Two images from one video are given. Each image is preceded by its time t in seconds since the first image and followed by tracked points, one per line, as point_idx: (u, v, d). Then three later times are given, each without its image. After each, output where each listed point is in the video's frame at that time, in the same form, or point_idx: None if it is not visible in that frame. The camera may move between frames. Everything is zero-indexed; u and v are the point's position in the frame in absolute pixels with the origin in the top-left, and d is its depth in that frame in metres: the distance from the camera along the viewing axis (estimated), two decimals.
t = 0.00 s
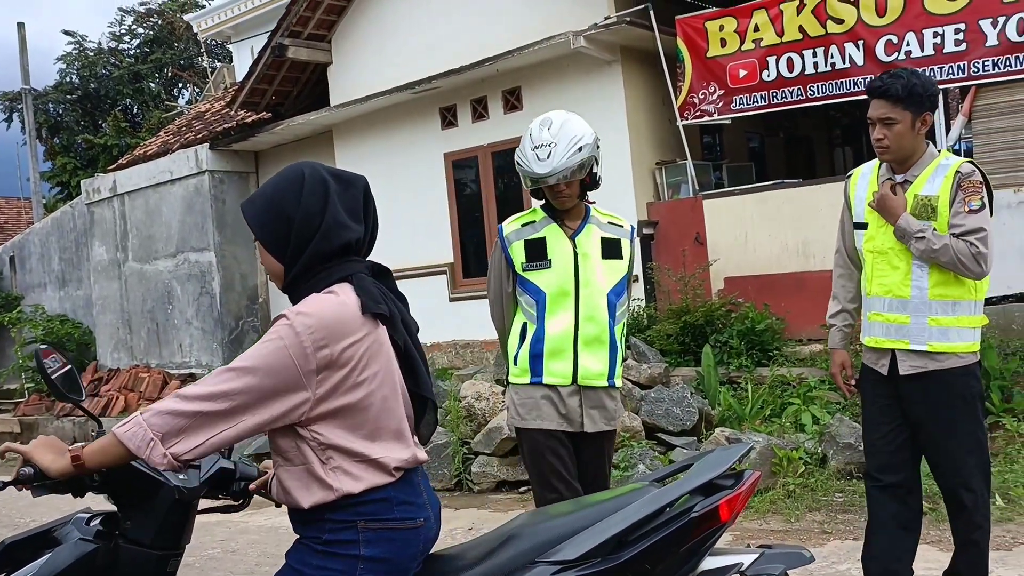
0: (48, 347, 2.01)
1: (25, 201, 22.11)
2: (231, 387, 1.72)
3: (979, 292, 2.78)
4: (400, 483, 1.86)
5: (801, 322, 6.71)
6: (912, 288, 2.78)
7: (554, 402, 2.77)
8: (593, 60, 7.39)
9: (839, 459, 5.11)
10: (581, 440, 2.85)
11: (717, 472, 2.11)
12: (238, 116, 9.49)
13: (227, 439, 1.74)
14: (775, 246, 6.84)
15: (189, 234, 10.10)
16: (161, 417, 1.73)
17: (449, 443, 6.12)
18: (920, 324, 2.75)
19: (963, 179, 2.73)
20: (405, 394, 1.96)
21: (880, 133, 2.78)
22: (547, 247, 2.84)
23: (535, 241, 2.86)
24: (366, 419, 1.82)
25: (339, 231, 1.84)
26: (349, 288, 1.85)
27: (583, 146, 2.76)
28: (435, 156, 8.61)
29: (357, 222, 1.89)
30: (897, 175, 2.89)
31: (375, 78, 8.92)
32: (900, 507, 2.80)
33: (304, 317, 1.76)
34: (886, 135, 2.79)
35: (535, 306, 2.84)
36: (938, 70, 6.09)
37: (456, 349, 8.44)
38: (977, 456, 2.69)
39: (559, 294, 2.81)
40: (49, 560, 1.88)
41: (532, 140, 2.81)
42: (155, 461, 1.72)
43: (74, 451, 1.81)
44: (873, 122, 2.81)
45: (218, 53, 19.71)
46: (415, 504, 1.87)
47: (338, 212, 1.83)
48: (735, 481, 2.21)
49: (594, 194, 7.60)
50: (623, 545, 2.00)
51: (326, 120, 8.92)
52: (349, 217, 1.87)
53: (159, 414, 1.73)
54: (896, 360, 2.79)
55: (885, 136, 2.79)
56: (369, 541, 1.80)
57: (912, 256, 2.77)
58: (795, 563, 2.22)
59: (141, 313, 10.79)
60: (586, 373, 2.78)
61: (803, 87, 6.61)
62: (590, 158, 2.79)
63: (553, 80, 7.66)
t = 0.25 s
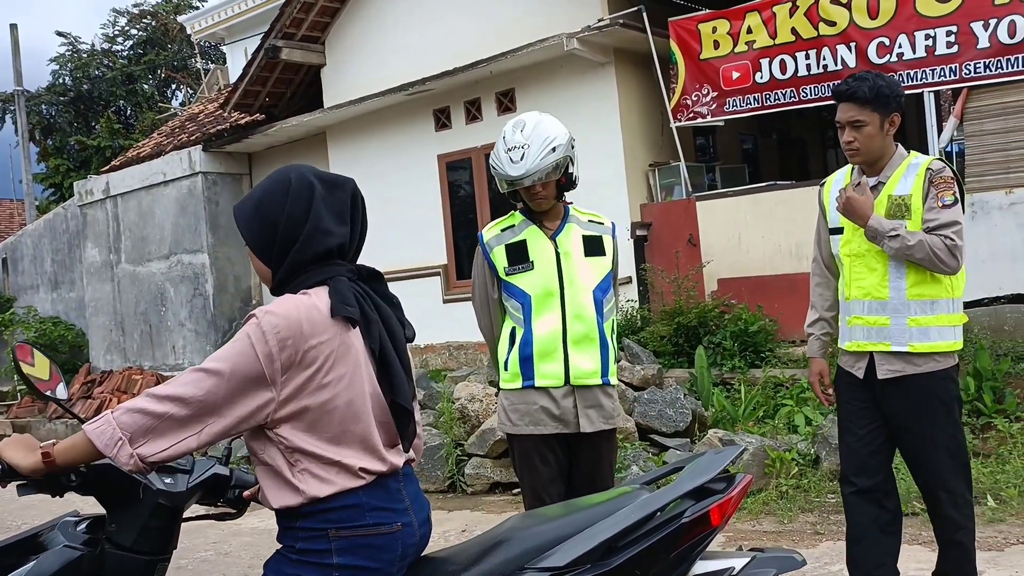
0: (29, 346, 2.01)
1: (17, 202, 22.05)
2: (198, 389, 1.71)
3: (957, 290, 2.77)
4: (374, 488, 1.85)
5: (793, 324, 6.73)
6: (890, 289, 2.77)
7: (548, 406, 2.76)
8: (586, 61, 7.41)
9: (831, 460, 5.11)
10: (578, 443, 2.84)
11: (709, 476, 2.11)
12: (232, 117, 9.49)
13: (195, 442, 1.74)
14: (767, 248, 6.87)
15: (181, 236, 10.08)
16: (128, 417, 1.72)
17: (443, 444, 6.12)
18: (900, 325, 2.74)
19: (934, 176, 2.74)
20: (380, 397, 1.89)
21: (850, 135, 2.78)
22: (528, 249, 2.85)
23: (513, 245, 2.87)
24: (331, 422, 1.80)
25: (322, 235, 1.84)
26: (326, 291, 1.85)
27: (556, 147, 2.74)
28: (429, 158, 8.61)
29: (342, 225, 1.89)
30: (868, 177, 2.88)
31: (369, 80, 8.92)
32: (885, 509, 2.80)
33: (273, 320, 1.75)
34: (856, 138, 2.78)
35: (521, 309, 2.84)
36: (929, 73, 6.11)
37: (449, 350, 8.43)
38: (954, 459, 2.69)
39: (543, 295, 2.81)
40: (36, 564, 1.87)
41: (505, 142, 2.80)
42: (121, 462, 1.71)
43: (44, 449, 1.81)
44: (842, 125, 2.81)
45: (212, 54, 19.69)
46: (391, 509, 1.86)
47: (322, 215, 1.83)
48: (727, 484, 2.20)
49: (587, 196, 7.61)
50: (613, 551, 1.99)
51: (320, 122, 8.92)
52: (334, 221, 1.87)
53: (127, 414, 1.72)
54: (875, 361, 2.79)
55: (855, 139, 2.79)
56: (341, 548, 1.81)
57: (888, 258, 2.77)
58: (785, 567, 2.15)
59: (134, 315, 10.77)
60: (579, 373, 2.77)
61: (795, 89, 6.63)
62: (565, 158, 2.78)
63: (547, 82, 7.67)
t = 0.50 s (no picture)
0: (23, 347, 2.01)
1: (11, 204, 22.00)
2: (190, 396, 1.71)
3: (915, 284, 2.73)
4: (370, 493, 1.85)
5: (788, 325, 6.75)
6: (851, 282, 2.76)
7: (529, 411, 2.79)
8: (581, 63, 7.41)
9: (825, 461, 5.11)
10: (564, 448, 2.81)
11: (703, 478, 2.11)
12: (226, 119, 9.48)
13: (186, 450, 1.73)
14: (762, 250, 6.85)
15: (176, 237, 10.07)
16: (119, 424, 1.71)
17: (438, 446, 6.11)
18: (862, 318, 2.72)
19: (892, 170, 2.73)
20: (370, 400, 1.90)
21: (819, 138, 2.78)
22: (505, 255, 2.86)
23: (492, 252, 2.90)
24: (326, 427, 1.80)
25: (308, 239, 1.85)
26: (316, 294, 1.85)
27: (518, 152, 2.70)
28: (423, 159, 8.60)
29: (328, 226, 1.88)
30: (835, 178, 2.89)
31: (364, 81, 8.92)
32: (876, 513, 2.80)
33: (265, 326, 1.75)
34: (826, 141, 2.79)
35: (501, 316, 2.86)
36: (923, 74, 6.13)
37: (444, 352, 8.42)
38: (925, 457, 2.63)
39: (519, 300, 2.81)
40: (26, 569, 1.89)
41: (469, 151, 2.80)
42: (111, 470, 1.70)
43: (36, 454, 1.81)
44: (811, 128, 2.81)
45: (207, 55, 19.67)
46: (388, 514, 1.86)
47: (307, 217, 1.83)
48: (719, 487, 2.20)
49: (583, 197, 7.61)
50: (607, 554, 1.96)
51: (315, 124, 8.91)
52: (319, 223, 1.86)
53: (117, 421, 1.71)
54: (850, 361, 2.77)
55: (825, 142, 2.79)
56: (339, 554, 1.81)
57: (849, 250, 2.77)
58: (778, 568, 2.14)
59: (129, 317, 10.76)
60: (556, 377, 2.74)
61: (790, 91, 6.64)
62: (531, 159, 2.75)
63: (542, 83, 7.67)
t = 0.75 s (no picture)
0: (22, 347, 2.01)
1: (9, 205, 22.00)
2: (189, 396, 1.71)
3: (902, 284, 2.72)
4: (368, 494, 1.85)
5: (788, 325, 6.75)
6: (838, 284, 2.76)
7: (522, 413, 2.80)
8: (579, 64, 7.41)
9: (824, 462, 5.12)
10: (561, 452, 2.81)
11: (702, 479, 2.10)
12: (225, 119, 9.48)
13: (185, 450, 1.73)
14: (761, 251, 6.84)
15: (174, 237, 10.06)
16: (118, 424, 1.71)
17: (437, 447, 6.12)
18: (850, 321, 2.71)
19: (873, 172, 2.73)
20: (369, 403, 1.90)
21: (800, 143, 2.78)
22: (502, 258, 2.88)
23: (489, 253, 2.91)
24: (325, 428, 1.80)
25: (305, 241, 1.85)
26: (315, 295, 1.85)
27: (507, 154, 2.70)
28: (422, 159, 8.61)
29: (326, 229, 1.88)
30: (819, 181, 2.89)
31: (363, 81, 8.92)
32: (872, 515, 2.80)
33: (264, 327, 1.75)
34: (807, 146, 2.78)
35: (496, 317, 2.88)
36: (922, 75, 6.13)
37: (443, 352, 8.43)
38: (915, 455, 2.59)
39: (513, 302, 2.82)
40: (25, 569, 1.88)
41: (463, 152, 2.81)
42: (108, 469, 1.70)
43: (35, 454, 1.81)
44: (791, 134, 2.81)
45: (206, 55, 19.68)
46: (386, 515, 1.86)
47: (305, 220, 1.83)
48: (717, 488, 2.20)
49: (581, 198, 7.61)
50: (605, 555, 1.96)
51: (314, 124, 8.91)
52: (316, 225, 1.86)
53: (116, 421, 1.71)
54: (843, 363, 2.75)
55: (807, 147, 2.79)
56: (338, 555, 1.81)
57: (835, 253, 2.77)
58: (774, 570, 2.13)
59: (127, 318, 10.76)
60: (547, 381, 2.75)
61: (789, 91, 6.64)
62: (521, 163, 2.73)
63: (540, 84, 7.68)
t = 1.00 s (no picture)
0: (17, 347, 1.98)
1: (8, 206, 22.00)
2: (189, 395, 1.70)
3: (897, 283, 2.72)
4: (366, 494, 1.85)
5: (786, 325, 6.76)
6: (831, 287, 2.77)
7: (529, 412, 2.80)
8: (578, 64, 7.42)
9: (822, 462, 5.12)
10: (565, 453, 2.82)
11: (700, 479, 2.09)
12: (223, 120, 9.48)
13: (185, 450, 1.73)
14: (760, 251, 6.85)
15: (173, 238, 10.06)
16: (118, 424, 1.71)
17: (435, 448, 6.12)
18: (846, 322, 2.71)
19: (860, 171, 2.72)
20: (369, 403, 1.90)
21: (789, 146, 2.78)
22: (505, 259, 2.87)
23: (494, 253, 2.91)
24: (324, 427, 1.80)
25: (303, 243, 1.84)
26: (314, 295, 1.84)
27: (507, 159, 2.70)
28: (421, 160, 8.61)
29: (324, 230, 1.88)
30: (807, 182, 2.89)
31: (361, 82, 8.92)
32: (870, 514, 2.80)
33: (263, 327, 1.75)
34: (796, 148, 2.78)
35: (501, 318, 2.88)
36: (920, 75, 6.13)
37: (442, 353, 8.45)
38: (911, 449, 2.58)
39: (518, 304, 2.82)
40: (24, 569, 1.88)
41: (463, 155, 2.82)
42: (108, 468, 1.70)
43: (35, 453, 1.80)
44: (779, 137, 2.81)
45: (205, 56, 19.68)
46: (384, 514, 1.86)
47: (302, 221, 1.83)
48: (715, 487, 2.19)
49: (580, 198, 7.62)
50: (603, 554, 1.96)
51: (313, 125, 8.90)
52: (315, 227, 1.86)
53: (116, 420, 1.71)
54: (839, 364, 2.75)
55: (795, 149, 2.78)
56: (336, 555, 1.80)
57: (826, 257, 2.77)
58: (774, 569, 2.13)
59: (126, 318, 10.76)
60: (554, 381, 2.75)
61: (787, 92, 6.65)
62: (521, 167, 2.73)
63: (539, 85, 7.68)
